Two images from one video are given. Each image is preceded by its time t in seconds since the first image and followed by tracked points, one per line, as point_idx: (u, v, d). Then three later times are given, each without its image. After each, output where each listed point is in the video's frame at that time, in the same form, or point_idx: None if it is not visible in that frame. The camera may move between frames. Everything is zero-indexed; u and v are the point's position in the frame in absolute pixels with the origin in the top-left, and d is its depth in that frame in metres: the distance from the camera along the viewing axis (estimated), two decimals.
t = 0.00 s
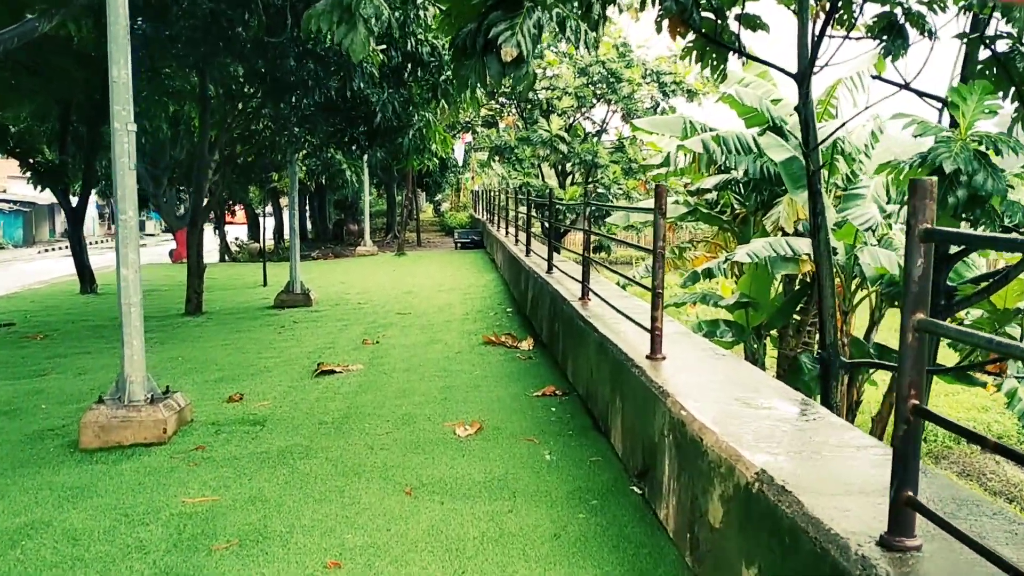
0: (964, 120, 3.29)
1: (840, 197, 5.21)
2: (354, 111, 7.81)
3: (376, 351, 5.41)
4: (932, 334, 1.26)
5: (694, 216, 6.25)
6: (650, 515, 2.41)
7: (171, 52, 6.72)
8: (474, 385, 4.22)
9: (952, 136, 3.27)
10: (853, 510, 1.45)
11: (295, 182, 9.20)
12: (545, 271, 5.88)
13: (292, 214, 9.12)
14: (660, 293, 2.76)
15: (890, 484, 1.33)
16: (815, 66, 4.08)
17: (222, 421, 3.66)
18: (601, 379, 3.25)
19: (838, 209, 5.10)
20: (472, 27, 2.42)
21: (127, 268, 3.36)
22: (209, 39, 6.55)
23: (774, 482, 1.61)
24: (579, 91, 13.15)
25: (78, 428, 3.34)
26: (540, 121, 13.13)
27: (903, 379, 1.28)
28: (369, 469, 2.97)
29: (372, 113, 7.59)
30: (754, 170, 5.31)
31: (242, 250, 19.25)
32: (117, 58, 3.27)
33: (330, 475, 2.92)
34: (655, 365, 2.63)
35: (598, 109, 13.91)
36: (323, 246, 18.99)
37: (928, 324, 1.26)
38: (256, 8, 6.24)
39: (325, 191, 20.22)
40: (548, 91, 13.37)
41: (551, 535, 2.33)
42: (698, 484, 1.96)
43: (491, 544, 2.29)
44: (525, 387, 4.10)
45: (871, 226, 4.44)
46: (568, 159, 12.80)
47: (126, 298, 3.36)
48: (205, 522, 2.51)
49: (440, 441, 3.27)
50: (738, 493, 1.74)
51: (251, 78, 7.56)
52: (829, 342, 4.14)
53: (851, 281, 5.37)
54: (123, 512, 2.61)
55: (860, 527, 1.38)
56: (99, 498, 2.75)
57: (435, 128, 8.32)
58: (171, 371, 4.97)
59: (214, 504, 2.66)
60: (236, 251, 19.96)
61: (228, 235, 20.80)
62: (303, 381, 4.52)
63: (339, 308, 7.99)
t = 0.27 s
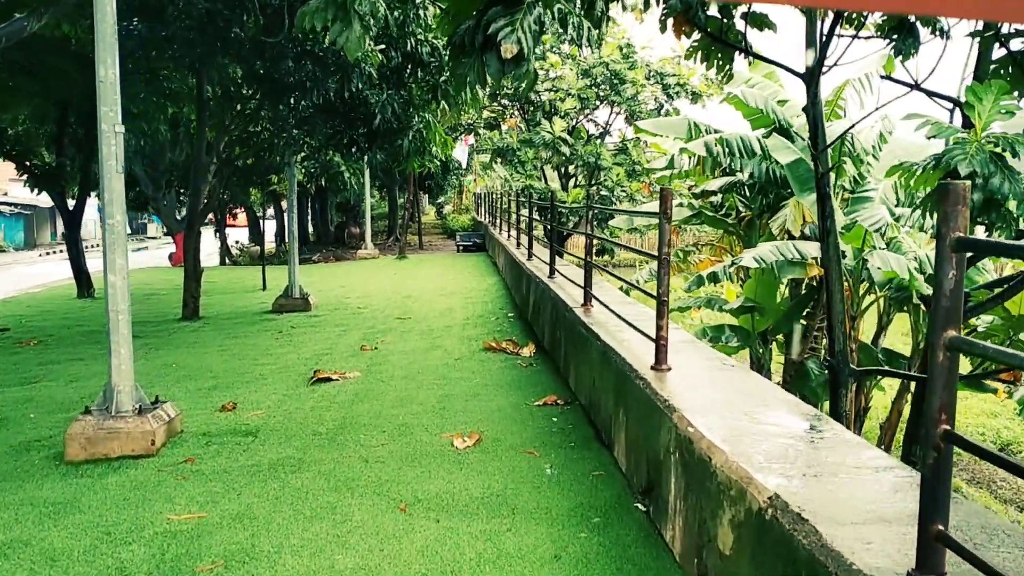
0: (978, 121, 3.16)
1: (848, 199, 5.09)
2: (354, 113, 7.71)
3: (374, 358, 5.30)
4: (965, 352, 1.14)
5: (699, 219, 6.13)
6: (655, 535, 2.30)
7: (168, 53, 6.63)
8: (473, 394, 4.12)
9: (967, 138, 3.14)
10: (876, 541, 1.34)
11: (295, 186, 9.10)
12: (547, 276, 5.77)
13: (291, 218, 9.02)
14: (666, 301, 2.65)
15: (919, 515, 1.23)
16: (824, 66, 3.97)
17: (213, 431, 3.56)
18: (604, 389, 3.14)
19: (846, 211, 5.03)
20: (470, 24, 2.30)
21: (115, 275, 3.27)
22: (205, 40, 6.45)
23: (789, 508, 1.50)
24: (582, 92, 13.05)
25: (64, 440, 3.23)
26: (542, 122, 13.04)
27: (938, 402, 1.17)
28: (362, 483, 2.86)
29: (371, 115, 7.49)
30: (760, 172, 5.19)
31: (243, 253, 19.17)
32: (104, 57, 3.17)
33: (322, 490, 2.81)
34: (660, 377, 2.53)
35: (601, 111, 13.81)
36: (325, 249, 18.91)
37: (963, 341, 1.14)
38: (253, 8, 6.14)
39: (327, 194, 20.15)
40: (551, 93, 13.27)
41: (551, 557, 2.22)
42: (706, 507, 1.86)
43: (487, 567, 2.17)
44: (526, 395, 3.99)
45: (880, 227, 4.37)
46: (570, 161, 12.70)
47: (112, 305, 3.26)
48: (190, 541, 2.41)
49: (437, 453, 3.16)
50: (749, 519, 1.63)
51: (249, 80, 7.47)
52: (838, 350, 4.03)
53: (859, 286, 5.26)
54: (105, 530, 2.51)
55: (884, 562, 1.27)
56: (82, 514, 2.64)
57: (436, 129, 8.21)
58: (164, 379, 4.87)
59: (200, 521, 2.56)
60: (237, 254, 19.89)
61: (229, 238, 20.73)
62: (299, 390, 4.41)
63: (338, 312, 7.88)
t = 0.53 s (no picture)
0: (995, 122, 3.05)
1: (858, 203, 4.98)
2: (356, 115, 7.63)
3: (375, 365, 5.22)
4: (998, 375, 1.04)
5: (706, 222, 6.03)
6: (663, 555, 2.21)
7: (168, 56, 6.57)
8: (476, 402, 4.02)
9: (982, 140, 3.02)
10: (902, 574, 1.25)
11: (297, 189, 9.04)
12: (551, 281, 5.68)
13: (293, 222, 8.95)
14: (674, 310, 2.55)
15: (951, 549, 1.15)
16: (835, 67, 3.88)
17: (209, 442, 3.47)
18: (609, 400, 3.04)
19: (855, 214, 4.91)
20: (473, 22, 2.22)
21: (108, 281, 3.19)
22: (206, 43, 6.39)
23: (807, 537, 1.41)
24: (587, 94, 12.96)
25: (55, 451, 3.15)
26: (547, 125, 12.96)
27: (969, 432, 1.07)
28: (360, 498, 2.78)
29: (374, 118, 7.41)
30: (767, 176, 5.10)
31: (248, 256, 19.13)
32: (96, 59, 3.10)
33: (318, 505, 2.72)
34: (668, 390, 2.43)
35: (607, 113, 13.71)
36: (329, 253, 18.86)
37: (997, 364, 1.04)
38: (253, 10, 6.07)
39: (331, 197, 20.09)
40: (556, 95, 13.18)
41: None
42: (717, 530, 1.77)
43: None
44: (529, 405, 3.89)
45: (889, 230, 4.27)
46: (576, 163, 12.61)
47: (105, 312, 3.19)
48: (180, 560, 2.32)
49: (437, 465, 3.07)
50: (764, 546, 1.54)
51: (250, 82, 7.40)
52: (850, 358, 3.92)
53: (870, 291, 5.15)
54: (92, 548, 2.42)
55: None
56: (69, 531, 2.56)
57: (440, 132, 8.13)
58: (163, 386, 4.80)
59: (191, 538, 2.47)
60: (242, 257, 19.84)
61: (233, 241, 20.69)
62: (298, 398, 4.33)
63: (340, 317, 7.81)
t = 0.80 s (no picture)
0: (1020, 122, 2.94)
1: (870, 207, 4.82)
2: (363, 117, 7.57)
3: (382, 369, 5.14)
4: None
5: (716, 225, 5.94)
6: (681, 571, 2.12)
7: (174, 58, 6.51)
8: (484, 409, 3.94)
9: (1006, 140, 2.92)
10: None
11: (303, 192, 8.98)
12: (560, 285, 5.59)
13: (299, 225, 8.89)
14: (692, 316, 2.46)
15: None
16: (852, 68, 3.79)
17: (212, 450, 3.40)
18: (622, 407, 2.96)
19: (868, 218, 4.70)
20: (486, 16, 2.15)
21: (109, 285, 3.12)
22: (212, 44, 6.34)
23: (843, 560, 1.32)
24: (596, 97, 12.89)
25: (56, 459, 3.08)
26: (555, 127, 12.88)
27: None
28: (366, 509, 2.69)
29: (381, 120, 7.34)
30: (780, 178, 5.01)
31: (255, 259, 19.10)
32: (97, 58, 3.03)
33: (324, 516, 2.64)
34: (685, 399, 2.35)
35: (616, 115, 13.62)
36: (336, 255, 18.81)
37: None
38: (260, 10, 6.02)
39: (339, 200, 20.05)
40: (564, 97, 13.10)
41: None
42: (742, 549, 1.68)
43: None
44: (538, 412, 3.81)
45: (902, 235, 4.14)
46: (584, 166, 12.53)
47: (106, 317, 3.12)
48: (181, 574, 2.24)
49: (446, 475, 2.99)
50: (794, 568, 1.45)
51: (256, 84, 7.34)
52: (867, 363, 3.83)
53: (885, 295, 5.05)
54: (90, 561, 2.35)
55: None
56: (68, 543, 2.49)
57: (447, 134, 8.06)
58: (167, 391, 4.73)
59: (192, 551, 2.39)
60: (249, 260, 19.82)
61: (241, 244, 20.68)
62: (303, 404, 4.25)
63: (347, 321, 7.74)
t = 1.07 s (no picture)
0: None
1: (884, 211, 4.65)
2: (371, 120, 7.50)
3: (390, 376, 5.05)
4: None
5: (729, 229, 5.82)
6: None
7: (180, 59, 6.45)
8: (496, 418, 3.84)
9: None
10: None
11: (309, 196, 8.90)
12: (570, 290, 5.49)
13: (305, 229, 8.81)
14: (716, 324, 2.36)
15: None
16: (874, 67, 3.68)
17: (217, 461, 3.31)
18: (640, 418, 2.85)
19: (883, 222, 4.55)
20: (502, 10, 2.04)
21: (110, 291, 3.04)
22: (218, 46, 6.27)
23: None
24: (603, 99, 12.80)
25: (57, 470, 2.99)
26: (563, 130, 12.79)
27: None
28: (376, 523, 2.60)
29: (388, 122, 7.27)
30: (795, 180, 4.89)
31: (261, 263, 19.06)
32: (100, 58, 2.95)
33: (333, 531, 2.55)
34: (710, 411, 2.24)
35: (623, 118, 13.53)
36: (342, 260, 18.76)
37: None
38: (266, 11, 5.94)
39: (345, 204, 19.99)
40: (572, 100, 13.01)
41: None
42: None
43: None
44: (551, 421, 3.70)
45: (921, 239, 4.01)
46: (592, 169, 12.43)
47: (109, 324, 3.03)
48: None
49: (458, 487, 2.89)
50: None
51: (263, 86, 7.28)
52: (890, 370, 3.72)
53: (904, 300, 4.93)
54: None
55: None
56: (67, 560, 2.39)
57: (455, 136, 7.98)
58: (172, 398, 4.65)
59: (196, 568, 2.30)
60: (254, 264, 19.78)
61: (247, 248, 20.64)
62: (310, 412, 4.16)
63: (353, 326, 7.65)
